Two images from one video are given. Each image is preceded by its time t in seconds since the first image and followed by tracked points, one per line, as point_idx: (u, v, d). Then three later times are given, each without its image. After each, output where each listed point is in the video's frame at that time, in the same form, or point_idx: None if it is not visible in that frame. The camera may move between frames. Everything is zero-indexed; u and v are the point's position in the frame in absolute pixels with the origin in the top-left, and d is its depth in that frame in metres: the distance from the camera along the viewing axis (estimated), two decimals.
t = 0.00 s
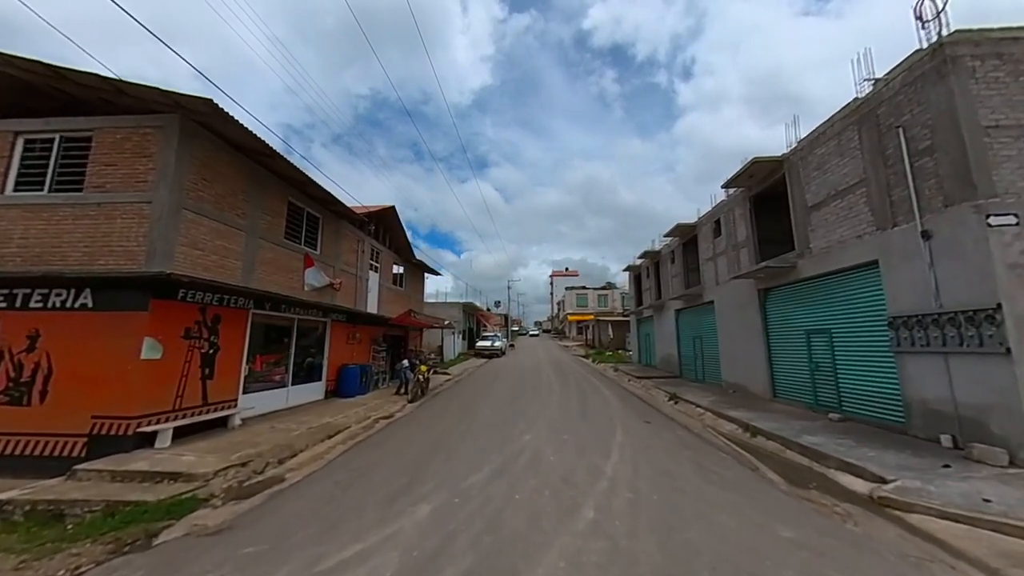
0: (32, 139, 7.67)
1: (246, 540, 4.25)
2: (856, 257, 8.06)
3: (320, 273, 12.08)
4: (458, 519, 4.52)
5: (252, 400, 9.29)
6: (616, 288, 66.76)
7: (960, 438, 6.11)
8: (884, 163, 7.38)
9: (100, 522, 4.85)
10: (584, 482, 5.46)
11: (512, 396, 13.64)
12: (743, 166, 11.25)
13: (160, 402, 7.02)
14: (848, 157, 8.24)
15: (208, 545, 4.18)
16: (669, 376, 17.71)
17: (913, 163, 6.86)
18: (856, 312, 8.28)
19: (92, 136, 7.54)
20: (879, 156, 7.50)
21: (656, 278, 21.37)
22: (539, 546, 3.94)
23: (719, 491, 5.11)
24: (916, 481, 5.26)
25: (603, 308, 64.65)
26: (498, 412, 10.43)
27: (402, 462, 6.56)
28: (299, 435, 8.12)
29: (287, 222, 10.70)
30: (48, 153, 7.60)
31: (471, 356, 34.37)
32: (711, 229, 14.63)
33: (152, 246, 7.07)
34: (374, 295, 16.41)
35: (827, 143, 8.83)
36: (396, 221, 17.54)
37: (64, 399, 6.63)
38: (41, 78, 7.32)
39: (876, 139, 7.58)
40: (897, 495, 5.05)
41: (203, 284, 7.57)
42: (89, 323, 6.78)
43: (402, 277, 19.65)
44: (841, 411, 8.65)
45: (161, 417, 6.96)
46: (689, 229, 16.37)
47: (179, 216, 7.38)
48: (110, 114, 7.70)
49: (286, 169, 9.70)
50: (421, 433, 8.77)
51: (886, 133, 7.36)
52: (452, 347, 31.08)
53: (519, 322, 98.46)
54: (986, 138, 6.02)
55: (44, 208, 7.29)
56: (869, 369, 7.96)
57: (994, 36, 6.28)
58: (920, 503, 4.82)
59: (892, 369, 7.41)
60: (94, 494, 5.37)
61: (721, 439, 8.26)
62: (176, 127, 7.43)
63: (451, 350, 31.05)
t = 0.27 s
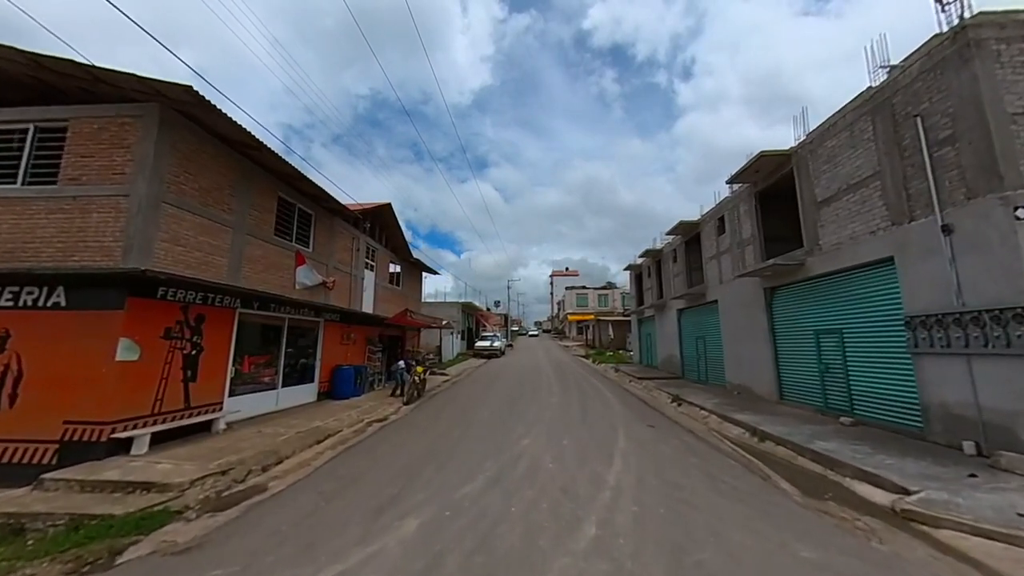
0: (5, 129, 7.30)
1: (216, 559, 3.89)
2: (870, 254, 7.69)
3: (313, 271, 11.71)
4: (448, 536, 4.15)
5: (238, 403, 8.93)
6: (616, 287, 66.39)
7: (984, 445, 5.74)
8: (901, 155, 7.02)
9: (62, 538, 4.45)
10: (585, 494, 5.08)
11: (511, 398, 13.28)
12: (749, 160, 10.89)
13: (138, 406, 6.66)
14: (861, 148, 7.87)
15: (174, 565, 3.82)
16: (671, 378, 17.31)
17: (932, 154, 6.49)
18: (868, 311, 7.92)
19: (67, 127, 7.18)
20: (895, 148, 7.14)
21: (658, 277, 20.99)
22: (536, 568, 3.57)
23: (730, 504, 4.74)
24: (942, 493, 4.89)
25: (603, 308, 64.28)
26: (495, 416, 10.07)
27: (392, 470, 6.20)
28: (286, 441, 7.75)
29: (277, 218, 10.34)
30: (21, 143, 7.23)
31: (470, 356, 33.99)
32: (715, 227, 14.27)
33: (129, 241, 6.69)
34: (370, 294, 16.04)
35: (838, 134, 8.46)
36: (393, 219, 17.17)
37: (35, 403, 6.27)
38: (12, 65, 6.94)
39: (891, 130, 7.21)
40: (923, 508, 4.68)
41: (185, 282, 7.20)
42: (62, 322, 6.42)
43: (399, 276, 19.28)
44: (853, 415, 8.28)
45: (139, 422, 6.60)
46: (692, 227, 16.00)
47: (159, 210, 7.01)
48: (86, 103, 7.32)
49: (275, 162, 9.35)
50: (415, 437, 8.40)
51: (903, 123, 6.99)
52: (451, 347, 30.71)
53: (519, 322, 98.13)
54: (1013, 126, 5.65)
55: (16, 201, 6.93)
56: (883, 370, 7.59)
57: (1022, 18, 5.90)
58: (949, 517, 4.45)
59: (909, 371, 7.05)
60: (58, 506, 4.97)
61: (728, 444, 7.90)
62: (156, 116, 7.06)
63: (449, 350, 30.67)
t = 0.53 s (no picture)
0: None
1: None
2: (883, 250, 7.35)
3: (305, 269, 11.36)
4: (436, 555, 3.80)
5: (225, 406, 8.59)
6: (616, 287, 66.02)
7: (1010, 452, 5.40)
8: (919, 146, 6.68)
9: (19, 555, 4.05)
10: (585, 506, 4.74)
11: (509, 400, 12.93)
12: (754, 155, 10.54)
13: (114, 411, 6.32)
14: (874, 140, 7.54)
15: None
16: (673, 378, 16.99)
17: (953, 144, 6.15)
18: (882, 311, 7.58)
19: (42, 116, 6.83)
20: (912, 139, 6.80)
21: (659, 276, 20.64)
22: None
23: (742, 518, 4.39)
24: (969, 505, 4.55)
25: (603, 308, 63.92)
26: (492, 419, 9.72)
27: (381, 478, 5.86)
28: (272, 446, 7.41)
29: (266, 214, 10.00)
30: None
31: (469, 356, 33.64)
32: (718, 224, 13.92)
33: (104, 236, 6.33)
34: (365, 293, 15.70)
35: (849, 126, 8.13)
36: (389, 216, 16.83)
37: (3, 407, 5.92)
38: None
39: (908, 120, 6.87)
40: (950, 522, 4.33)
41: (165, 280, 6.85)
42: (33, 322, 6.08)
43: (395, 275, 18.93)
44: (865, 419, 7.94)
45: (115, 427, 6.25)
46: (694, 225, 15.64)
47: (137, 204, 6.67)
48: (62, 91, 6.96)
49: (263, 156, 9.00)
50: (408, 442, 8.06)
51: (921, 112, 6.66)
52: (449, 347, 30.36)
53: (519, 322, 97.80)
54: None
55: None
56: (898, 372, 7.25)
57: None
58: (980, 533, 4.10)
59: (926, 373, 6.71)
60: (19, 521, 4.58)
61: (735, 449, 7.56)
62: (133, 105, 6.70)
63: (448, 350, 30.34)
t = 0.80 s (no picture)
0: None
1: None
2: (898, 247, 7.03)
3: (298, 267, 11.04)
4: None
5: (212, 409, 8.27)
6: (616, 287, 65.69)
7: None
8: (937, 136, 6.36)
9: None
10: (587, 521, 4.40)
11: (508, 402, 12.61)
12: (761, 149, 10.22)
13: (89, 415, 5.99)
14: (888, 132, 7.22)
15: None
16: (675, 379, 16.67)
17: (976, 133, 5.83)
18: (895, 309, 7.26)
19: (16, 105, 6.50)
20: (930, 129, 6.48)
21: (661, 275, 20.31)
22: None
23: (759, 535, 4.04)
24: (1000, 519, 4.23)
25: (603, 308, 63.59)
26: (490, 422, 9.40)
27: (371, 487, 5.52)
28: (259, 451, 7.08)
29: (256, 211, 9.67)
30: None
31: (468, 357, 33.32)
32: (722, 221, 13.59)
33: (79, 231, 6.00)
34: (361, 292, 15.37)
35: (861, 118, 7.82)
36: (386, 214, 16.51)
37: None
38: None
39: (925, 110, 6.55)
40: (983, 538, 4.00)
41: (146, 278, 6.53)
42: (3, 321, 5.74)
43: (392, 274, 18.62)
44: (878, 423, 7.61)
45: (90, 432, 5.93)
46: (697, 223, 15.33)
47: (116, 197, 6.34)
48: (36, 79, 6.62)
49: (251, 148, 8.66)
50: (401, 446, 7.73)
51: (939, 101, 6.34)
52: (448, 347, 30.02)
53: (518, 322, 97.81)
54: None
55: None
56: (914, 374, 6.92)
57: None
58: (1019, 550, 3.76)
59: (945, 376, 6.37)
60: None
61: (743, 454, 7.24)
62: (110, 92, 6.36)
63: (447, 351, 30.02)
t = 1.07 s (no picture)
0: None
1: None
2: (915, 243, 6.72)
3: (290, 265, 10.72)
4: None
5: (199, 412, 7.97)
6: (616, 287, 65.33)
7: None
8: (959, 126, 6.05)
9: None
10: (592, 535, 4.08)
11: (507, 404, 12.30)
12: (768, 143, 9.91)
13: (64, 419, 5.67)
14: (905, 123, 6.92)
15: None
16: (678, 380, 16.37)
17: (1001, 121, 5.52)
18: (911, 308, 6.96)
19: None
20: (950, 118, 6.18)
21: (662, 274, 20.01)
22: None
23: (779, 552, 3.72)
24: None
25: (603, 308, 63.25)
26: (488, 424, 9.09)
27: (361, 495, 5.22)
28: (246, 457, 6.77)
29: (247, 206, 9.36)
30: None
31: (467, 357, 33.01)
32: (727, 219, 13.28)
33: (54, 225, 5.68)
34: (358, 291, 15.05)
35: (874, 109, 7.52)
36: (383, 211, 16.20)
37: None
38: None
39: (945, 98, 6.25)
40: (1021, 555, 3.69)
41: (126, 275, 6.22)
42: None
43: (390, 273, 18.31)
44: (893, 426, 7.30)
45: (66, 437, 5.61)
46: (700, 220, 15.02)
47: (95, 190, 6.03)
48: (12, 66, 6.31)
49: (241, 141, 8.37)
50: (396, 450, 7.42)
51: (961, 89, 6.04)
52: (447, 347, 29.71)
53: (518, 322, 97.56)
54: None
55: None
56: (932, 376, 6.61)
57: None
58: None
59: (967, 377, 6.07)
60: None
61: (752, 459, 6.94)
62: (88, 79, 6.05)
63: (446, 351, 29.71)
